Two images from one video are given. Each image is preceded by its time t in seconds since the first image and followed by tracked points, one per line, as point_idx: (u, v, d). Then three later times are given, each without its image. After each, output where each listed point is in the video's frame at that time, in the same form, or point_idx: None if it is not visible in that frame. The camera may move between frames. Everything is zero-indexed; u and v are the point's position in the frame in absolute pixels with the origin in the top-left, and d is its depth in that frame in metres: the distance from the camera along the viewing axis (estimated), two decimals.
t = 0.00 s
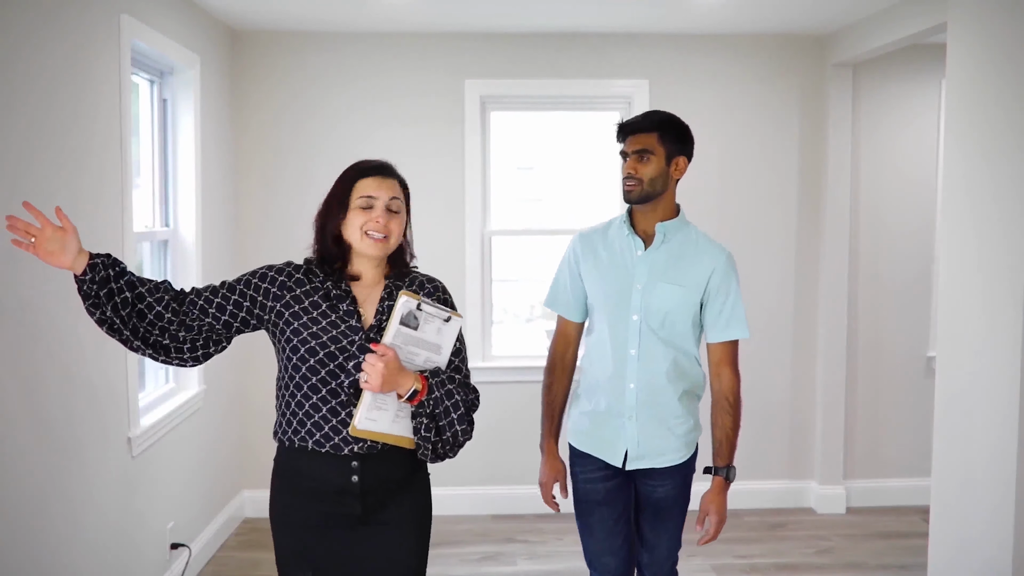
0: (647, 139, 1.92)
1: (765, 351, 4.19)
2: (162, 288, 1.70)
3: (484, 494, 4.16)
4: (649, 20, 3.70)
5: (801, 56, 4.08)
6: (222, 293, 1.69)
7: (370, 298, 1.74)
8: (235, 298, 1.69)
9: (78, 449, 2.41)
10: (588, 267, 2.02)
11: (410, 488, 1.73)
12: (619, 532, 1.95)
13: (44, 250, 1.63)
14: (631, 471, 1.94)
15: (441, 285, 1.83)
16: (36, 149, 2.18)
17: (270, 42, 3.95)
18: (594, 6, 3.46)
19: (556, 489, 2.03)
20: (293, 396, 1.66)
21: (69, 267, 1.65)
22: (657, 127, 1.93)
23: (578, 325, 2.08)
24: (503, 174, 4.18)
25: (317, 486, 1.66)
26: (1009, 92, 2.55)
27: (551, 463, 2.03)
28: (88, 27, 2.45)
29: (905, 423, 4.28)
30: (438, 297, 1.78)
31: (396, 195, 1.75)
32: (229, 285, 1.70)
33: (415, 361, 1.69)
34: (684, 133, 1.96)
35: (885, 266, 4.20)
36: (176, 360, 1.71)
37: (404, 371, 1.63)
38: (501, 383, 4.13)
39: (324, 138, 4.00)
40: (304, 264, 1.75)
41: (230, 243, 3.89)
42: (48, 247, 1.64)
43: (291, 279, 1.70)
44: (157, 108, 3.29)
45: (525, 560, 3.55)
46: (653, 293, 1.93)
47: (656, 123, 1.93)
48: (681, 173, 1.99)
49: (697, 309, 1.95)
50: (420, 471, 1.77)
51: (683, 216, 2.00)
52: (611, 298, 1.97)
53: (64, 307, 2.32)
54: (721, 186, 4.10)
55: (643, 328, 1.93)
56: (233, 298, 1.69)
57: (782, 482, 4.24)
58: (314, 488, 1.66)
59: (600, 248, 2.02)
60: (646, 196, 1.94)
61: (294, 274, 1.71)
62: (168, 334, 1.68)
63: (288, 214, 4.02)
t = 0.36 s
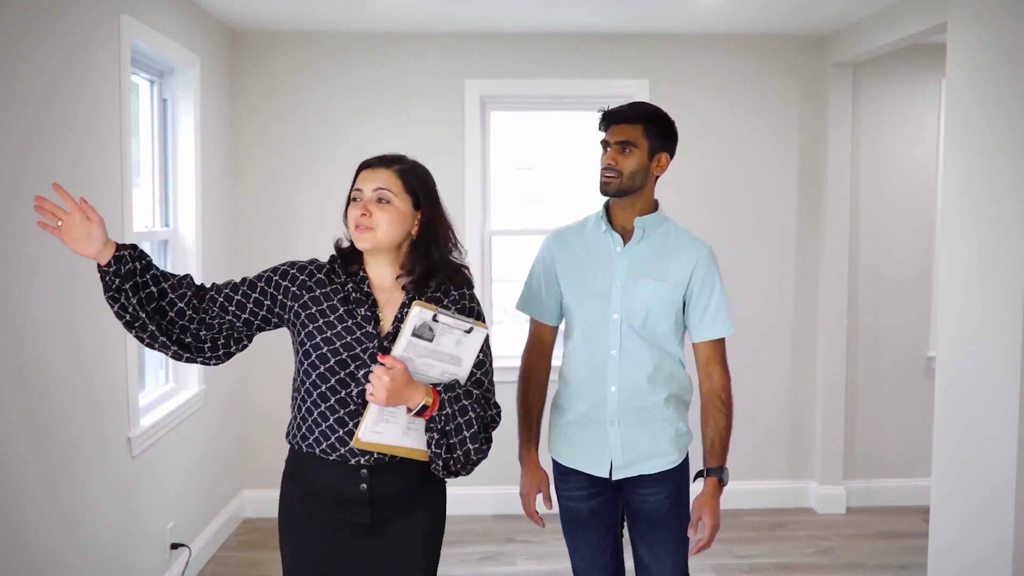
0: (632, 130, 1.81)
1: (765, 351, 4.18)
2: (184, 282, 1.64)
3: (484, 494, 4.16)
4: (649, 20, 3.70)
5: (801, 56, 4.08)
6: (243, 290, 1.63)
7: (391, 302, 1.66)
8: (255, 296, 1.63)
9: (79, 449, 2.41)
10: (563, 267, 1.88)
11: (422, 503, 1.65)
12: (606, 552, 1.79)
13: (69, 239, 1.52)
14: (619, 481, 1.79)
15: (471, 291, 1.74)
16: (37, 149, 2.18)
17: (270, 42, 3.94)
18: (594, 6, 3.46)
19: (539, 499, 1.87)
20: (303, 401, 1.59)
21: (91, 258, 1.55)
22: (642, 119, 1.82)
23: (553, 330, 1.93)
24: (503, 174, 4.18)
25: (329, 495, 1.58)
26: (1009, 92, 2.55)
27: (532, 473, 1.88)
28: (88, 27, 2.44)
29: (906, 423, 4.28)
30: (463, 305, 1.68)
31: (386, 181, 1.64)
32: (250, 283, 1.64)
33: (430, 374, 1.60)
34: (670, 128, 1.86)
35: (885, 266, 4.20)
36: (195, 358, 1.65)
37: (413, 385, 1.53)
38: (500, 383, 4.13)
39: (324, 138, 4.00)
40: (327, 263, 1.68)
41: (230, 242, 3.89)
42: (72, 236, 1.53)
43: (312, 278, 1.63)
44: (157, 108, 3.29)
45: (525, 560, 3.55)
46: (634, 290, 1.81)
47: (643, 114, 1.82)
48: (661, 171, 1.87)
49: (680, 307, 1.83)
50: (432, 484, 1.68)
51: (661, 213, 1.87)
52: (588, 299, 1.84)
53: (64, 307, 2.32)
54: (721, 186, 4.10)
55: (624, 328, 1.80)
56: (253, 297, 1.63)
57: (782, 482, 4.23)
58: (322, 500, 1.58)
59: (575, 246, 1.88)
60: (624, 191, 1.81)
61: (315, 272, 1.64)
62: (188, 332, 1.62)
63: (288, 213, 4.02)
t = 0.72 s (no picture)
0: (634, 128, 1.79)
1: (765, 351, 4.18)
2: (193, 279, 1.59)
3: (484, 494, 4.16)
4: (648, 19, 3.70)
5: (801, 56, 4.08)
6: (252, 287, 1.59)
7: (404, 308, 1.61)
8: (264, 293, 1.59)
9: (78, 449, 2.41)
10: (556, 270, 1.85)
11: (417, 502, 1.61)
12: (603, 561, 1.78)
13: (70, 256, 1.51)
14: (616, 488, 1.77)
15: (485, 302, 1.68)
16: (37, 150, 2.18)
17: (269, 42, 3.94)
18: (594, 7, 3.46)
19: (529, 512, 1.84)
20: (305, 401, 1.56)
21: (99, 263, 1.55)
22: (645, 118, 1.81)
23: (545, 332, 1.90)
24: (504, 174, 4.18)
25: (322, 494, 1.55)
26: (1009, 93, 2.55)
27: (523, 485, 1.85)
28: (88, 28, 2.44)
29: (906, 423, 4.28)
30: (475, 321, 1.63)
31: (393, 185, 1.57)
32: (260, 279, 1.60)
33: (436, 391, 1.56)
34: (673, 130, 1.85)
35: (885, 265, 4.19)
36: (208, 358, 1.62)
37: (419, 404, 1.48)
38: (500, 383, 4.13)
39: (324, 138, 4.00)
40: (340, 259, 1.63)
41: (230, 242, 3.89)
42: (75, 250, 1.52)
43: (322, 276, 1.58)
44: (157, 109, 3.29)
45: (525, 560, 3.55)
46: (629, 296, 1.78)
47: (647, 113, 1.81)
48: (660, 173, 1.86)
49: (676, 311, 1.81)
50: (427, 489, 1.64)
51: (659, 216, 1.85)
52: (583, 303, 1.81)
53: (64, 307, 2.32)
54: (721, 186, 4.10)
55: (620, 333, 1.78)
56: (262, 294, 1.59)
57: (782, 482, 4.23)
58: (312, 503, 1.55)
59: (568, 248, 1.85)
60: (619, 189, 1.79)
61: (327, 268, 1.59)
62: (199, 330, 1.58)
63: (288, 213, 4.02)
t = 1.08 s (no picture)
0: (659, 126, 1.71)
1: (765, 351, 4.18)
2: (167, 288, 1.56)
3: (484, 494, 4.16)
4: (648, 19, 3.70)
5: (801, 55, 4.07)
6: (228, 295, 1.55)
7: (388, 310, 1.61)
8: (241, 300, 1.55)
9: (78, 449, 2.41)
10: (571, 279, 1.77)
11: (407, 504, 1.61)
12: None
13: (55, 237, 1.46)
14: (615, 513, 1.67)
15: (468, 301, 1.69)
16: (37, 151, 2.18)
17: (269, 42, 3.94)
18: (593, 6, 3.46)
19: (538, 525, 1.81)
20: (291, 411, 1.53)
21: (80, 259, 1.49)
22: (672, 118, 1.72)
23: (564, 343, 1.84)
24: (504, 174, 4.18)
25: (311, 502, 1.53)
26: (1009, 94, 2.55)
27: (531, 497, 1.80)
28: (88, 28, 2.44)
29: (906, 423, 4.28)
30: (461, 319, 1.64)
31: (367, 191, 1.55)
32: (236, 285, 1.56)
33: (426, 390, 1.55)
34: (703, 132, 1.75)
35: (885, 265, 4.19)
36: (182, 368, 1.57)
37: (413, 405, 1.47)
38: (500, 384, 4.13)
39: (324, 138, 4.00)
40: (316, 263, 1.61)
41: (230, 242, 3.88)
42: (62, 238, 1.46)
43: (301, 281, 1.57)
44: (157, 109, 3.29)
45: (525, 560, 3.55)
46: (639, 311, 1.67)
47: (674, 112, 1.72)
48: (688, 175, 1.76)
49: (694, 332, 1.67)
50: (416, 490, 1.64)
51: (685, 221, 1.74)
52: (594, 315, 1.72)
53: (65, 307, 2.33)
54: (721, 186, 4.09)
55: (627, 351, 1.67)
56: (239, 301, 1.55)
57: (782, 482, 4.23)
58: (304, 511, 1.54)
59: (585, 256, 1.77)
60: (639, 187, 1.69)
61: (306, 274, 1.58)
62: (174, 340, 1.54)
63: (288, 214, 4.01)
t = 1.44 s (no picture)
0: (691, 116, 1.54)
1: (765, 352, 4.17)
2: (98, 312, 1.41)
3: (485, 494, 4.16)
4: (648, 19, 3.70)
5: (801, 55, 4.07)
6: (159, 312, 1.41)
7: (328, 314, 1.50)
8: (174, 317, 1.42)
9: (79, 450, 2.42)
10: (597, 272, 1.64)
11: (364, 513, 1.51)
12: None
13: None
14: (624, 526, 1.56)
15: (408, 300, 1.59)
16: (37, 151, 2.18)
17: (269, 42, 3.94)
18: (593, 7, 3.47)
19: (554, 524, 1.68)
20: (232, 427, 1.40)
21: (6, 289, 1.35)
22: (709, 105, 1.55)
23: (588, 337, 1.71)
24: (504, 174, 4.18)
25: (257, 520, 1.41)
26: (1010, 95, 2.55)
27: (548, 492, 1.68)
28: (88, 29, 2.44)
29: (906, 424, 4.27)
30: (404, 315, 1.55)
31: (304, 193, 1.44)
32: (166, 302, 1.42)
33: (374, 390, 1.46)
34: (745, 121, 1.57)
35: (885, 266, 4.19)
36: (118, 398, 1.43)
37: (363, 404, 1.39)
38: (500, 384, 4.13)
39: (324, 138, 4.00)
40: (250, 272, 1.50)
41: (230, 242, 3.88)
42: None
43: (236, 290, 1.45)
44: (157, 109, 3.29)
45: (525, 561, 3.55)
46: (661, 316, 1.52)
47: (710, 99, 1.55)
48: (729, 169, 1.58)
49: (721, 344, 1.50)
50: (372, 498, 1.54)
51: (722, 220, 1.57)
52: (615, 314, 1.59)
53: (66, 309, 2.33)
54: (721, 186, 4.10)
55: (646, 358, 1.53)
56: (173, 318, 1.42)
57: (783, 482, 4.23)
58: (254, 532, 1.41)
59: (613, 249, 1.63)
60: (670, 185, 1.53)
61: (239, 284, 1.45)
62: (107, 368, 1.39)
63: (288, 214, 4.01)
